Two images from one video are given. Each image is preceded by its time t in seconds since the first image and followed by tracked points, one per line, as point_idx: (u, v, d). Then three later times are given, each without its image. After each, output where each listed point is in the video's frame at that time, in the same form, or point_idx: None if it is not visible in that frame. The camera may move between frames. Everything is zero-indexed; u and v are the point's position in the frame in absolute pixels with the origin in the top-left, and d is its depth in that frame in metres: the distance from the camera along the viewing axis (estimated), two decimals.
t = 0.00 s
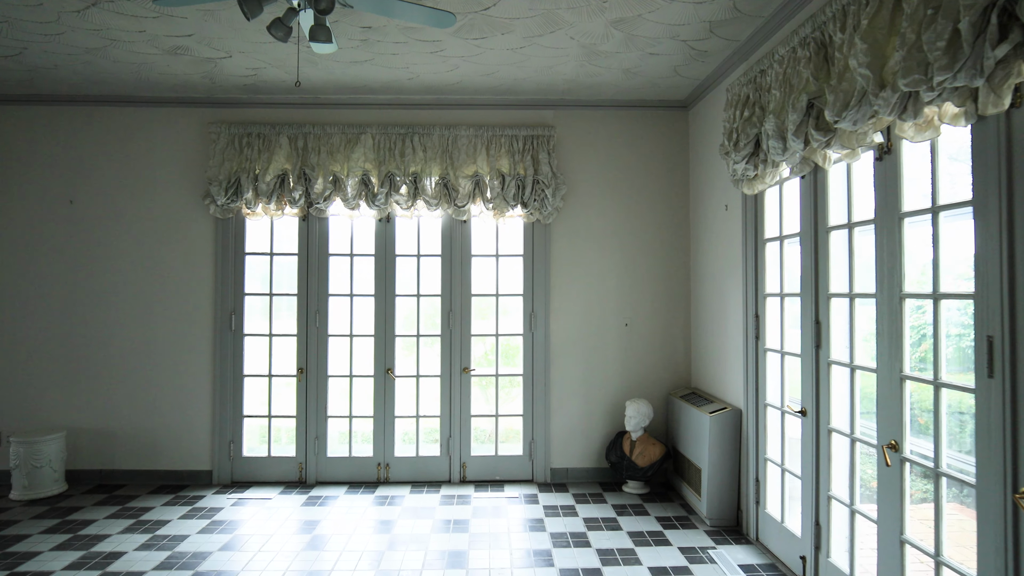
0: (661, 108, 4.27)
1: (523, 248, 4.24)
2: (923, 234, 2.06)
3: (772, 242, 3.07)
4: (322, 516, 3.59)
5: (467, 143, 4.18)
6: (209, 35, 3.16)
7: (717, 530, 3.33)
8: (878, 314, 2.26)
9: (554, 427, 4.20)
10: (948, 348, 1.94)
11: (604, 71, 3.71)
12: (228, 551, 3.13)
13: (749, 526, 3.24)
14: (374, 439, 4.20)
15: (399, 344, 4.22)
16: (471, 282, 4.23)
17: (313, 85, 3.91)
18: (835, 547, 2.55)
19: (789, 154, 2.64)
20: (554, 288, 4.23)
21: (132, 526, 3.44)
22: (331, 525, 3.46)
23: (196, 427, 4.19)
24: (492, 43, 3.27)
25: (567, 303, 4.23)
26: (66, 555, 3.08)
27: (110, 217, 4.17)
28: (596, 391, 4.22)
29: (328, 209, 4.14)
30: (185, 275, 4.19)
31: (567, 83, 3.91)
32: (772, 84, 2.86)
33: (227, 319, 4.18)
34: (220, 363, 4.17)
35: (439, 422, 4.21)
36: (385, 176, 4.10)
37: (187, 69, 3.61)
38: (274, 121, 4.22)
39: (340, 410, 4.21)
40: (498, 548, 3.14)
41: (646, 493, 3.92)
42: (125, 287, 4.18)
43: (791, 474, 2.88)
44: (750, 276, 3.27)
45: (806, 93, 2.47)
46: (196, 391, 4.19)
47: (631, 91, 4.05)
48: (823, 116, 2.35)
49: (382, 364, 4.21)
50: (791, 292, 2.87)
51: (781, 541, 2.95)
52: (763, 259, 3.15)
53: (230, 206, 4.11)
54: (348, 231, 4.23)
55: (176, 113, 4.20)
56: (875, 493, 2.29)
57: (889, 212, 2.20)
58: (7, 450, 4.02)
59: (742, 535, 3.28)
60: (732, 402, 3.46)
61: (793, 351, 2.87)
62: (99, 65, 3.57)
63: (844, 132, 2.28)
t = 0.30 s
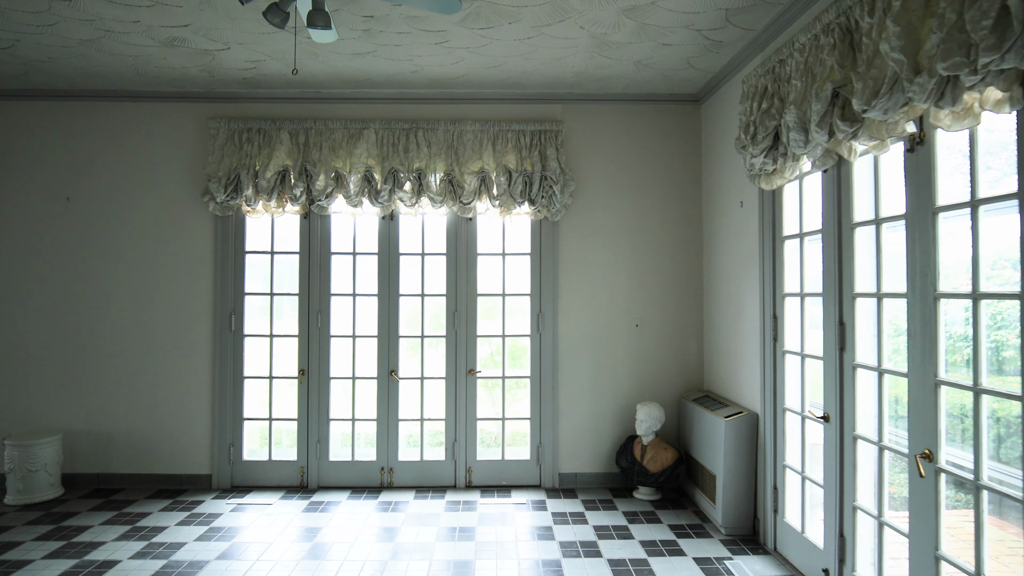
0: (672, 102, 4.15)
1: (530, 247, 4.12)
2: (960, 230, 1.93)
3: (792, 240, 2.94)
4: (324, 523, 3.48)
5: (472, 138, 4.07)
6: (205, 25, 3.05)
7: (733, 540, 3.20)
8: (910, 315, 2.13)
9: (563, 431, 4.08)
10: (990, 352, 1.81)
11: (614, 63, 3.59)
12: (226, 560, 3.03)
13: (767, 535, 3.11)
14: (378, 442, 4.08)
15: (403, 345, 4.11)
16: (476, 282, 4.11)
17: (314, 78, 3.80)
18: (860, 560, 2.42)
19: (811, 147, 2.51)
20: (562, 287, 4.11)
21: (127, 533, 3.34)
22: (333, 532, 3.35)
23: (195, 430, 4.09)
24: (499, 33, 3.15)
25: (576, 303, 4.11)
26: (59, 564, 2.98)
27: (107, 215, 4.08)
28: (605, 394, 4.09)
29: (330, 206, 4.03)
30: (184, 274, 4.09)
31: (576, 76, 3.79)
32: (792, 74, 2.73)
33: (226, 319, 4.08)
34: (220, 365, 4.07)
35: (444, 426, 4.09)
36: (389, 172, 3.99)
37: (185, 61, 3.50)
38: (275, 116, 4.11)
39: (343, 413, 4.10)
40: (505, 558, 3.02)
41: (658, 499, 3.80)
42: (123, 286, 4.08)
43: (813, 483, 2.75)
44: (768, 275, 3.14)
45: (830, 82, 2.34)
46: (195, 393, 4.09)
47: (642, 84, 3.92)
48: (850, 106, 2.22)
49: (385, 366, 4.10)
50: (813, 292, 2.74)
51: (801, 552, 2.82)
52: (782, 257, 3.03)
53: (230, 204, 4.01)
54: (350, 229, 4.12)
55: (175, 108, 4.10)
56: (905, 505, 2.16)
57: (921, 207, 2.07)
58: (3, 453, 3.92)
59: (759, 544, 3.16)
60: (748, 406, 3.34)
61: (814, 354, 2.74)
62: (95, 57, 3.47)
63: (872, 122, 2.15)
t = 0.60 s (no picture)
0: (687, 96, 4.02)
1: (541, 245, 4.00)
2: (1007, 226, 1.80)
3: (817, 237, 2.80)
4: (329, 530, 3.37)
5: (481, 134, 3.95)
6: (206, 16, 2.94)
7: (753, 551, 3.07)
8: (950, 317, 1.99)
9: (575, 435, 3.96)
10: None
11: (629, 55, 3.46)
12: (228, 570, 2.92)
13: (790, 547, 2.98)
14: (385, 446, 3.97)
15: (410, 346, 4.00)
16: (486, 281, 3.99)
17: (319, 72, 3.70)
18: None
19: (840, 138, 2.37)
20: (574, 288, 3.99)
21: (127, 540, 3.24)
22: (339, 541, 3.24)
23: (198, 433, 3.99)
24: (510, 23, 3.03)
25: (588, 303, 3.99)
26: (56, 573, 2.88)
27: (109, 213, 3.99)
28: (619, 398, 3.97)
29: (335, 204, 3.92)
30: (187, 274, 4.00)
31: (589, 68, 3.66)
32: (818, 63, 2.60)
33: (230, 319, 3.98)
34: (223, 367, 3.97)
35: (453, 429, 3.98)
36: (395, 169, 3.88)
37: (186, 55, 3.41)
38: (279, 112, 4.02)
39: (349, 416, 3.99)
40: (517, 569, 2.90)
41: (674, 507, 3.67)
42: (124, 285, 3.99)
43: (839, 492, 2.62)
44: (791, 274, 3.01)
45: (862, 69, 2.21)
46: (198, 395, 3.99)
47: (657, 77, 3.80)
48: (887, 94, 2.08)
49: (392, 368, 3.99)
50: (841, 292, 2.61)
51: (827, 565, 2.69)
52: (806, 256, 2.89)
53: (233, 202, 3.91)
54: (356, 227, 4.01)
55: (178, 104, 4.01)
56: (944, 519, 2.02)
57: (962, 202, 1.94)
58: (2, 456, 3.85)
59: (781, 556, 3.02)
60: (769, 411, 3.20)
61: (842, 358, 2.61)
62: (94, 51, 3.38)
63: (909, 111, 2.02)
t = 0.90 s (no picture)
0: (707, 90, 3.89)
1: (555, 244, 3.88)
2: None
3: (849, 235, 2.67)
4: (339, 538, 3.27)
5: (494, 130, 3.84)
6: (211, 8, 2.85)
7: (779, 563, 2.94)
8: (1002, 319, 1.85)
9: (591, 440, 3.84)
10: None
11: (648, 46, 3.33)
12: None
13: (819, 559, 2.85)
14: (395, 450, 3.87)
15: (421, 348, 3.89)
16: (499, 281, 3.88)
17: (328, 67, 3.60)
18: None
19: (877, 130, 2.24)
20: (590, 288, 3.87)
21: (132, 547, 3.16)
22: (349, 549, 3.14)
23: (205, 436, 3.91)
24: (525, 13, 2.91)
25: (604, 304, 3.86)
26: None
27: (115, 212, 3.92)
28: (637, 401, 3.84)
29: (345, 202, 3.83)
30: (194, 274, 3.92)
31: (606, 61, 3.54)
32: (850, 51, 2.46)
33: (238, 321, 3.90)
34: (231, 369, 3.89)
35: (465, 433, 3.87)
36: (406, 166, 3.78)
37: (192, 49, 3.32)
38: (288, 108, 3.93)
39: (359, 420, 3.89)
40: None
41: (694, 515, 3.54)
42: (131, 286, 3.92)
43: (874, 504, 2.48)
44: (820, 273, 2.87)
45: (902, 55, 2.08)
46: (205, 397, 3.91)
47: (676, 70, 3.67)
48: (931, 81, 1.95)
49: (403, 370, 3.89)
50: (875, 292, 2.47)
51: None
52: (837, 255, 2.76)
53: (241, 200, 3.83)
54: (366, 226, 3.92)
55: (185, 101, 3.93)
56: (994, 536, 1.88)
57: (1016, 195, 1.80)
58: (8, 460, 3.78)
59: (809, 569, 2.89)
60: (795, 416, 3.07)
61: (877, 362, 2.47)
62: (99, 46, 3.30)
63: (956, 99, 1.89)
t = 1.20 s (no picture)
0: (728, 84, 3.76)
1: (572, 244, 3.77)
2: None
3: (884, 233, 2.53)
4: (350, 546, 3.18)
5: (509, 126, 3.74)
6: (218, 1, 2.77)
7: None
8: None
9: (609, 446, 3.72)
10: None
11: (668, 38, 3.22)
12: None
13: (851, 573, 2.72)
14: (408, 455, 3.78)
15: (434, 350, 3.80)
16: (513, 282, 3.77)
17: (339, 62, 3.51)
18: None
19: (917, 121, 2.12)
20: (607, 289, 3.75)
21: (139, 555, 3.09)
22: (360, 558, 3.05)
23: (214, 440, 3.84)
24: (542, 3, 2.81)
25: (622, 306, 3.75)
26: None
27: (123, 212, 3.86)
28: (656, 406, 3.72)
29: (356, 201, 3.74)
30: (202, 274, 3.85)
31: (625, 54, 3.43)
32: (885, 39, 2.34)
33: (247, 322, 3.82)
34: (240, 371, 3.81)
35: (479, 438, 3.77)
36: (419, 164, 3.68)
37: (200, 45, 3.24)
38: (298, 105, 3.84)
39: (370, 424, 3.80)
40: None
41: (716, 524, 3.42)
42: (139, 286, 3.86)
43: (912, 517, 2.35)
44: (851, 273, 2.74)
45: (946, 40, 1.95)
46: (214, 400, 3.84)
47: (697, 63, 3.54)
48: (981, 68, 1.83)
49: (415, 373, 3.79)
50: (914, 293, 2.34)
51: None
52: (871, 254, 2.62)
53: (250, 199, 3.75)
54: (378, 225, 3.82)
55: (194, 98, 3.86)
56: None
57: None
58: (15, 463, 3.73)
59: None
60: (825, 423, 2.94)
61: (915, 367, 2.34)
62: (106, 42, 3.23)
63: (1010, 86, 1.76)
